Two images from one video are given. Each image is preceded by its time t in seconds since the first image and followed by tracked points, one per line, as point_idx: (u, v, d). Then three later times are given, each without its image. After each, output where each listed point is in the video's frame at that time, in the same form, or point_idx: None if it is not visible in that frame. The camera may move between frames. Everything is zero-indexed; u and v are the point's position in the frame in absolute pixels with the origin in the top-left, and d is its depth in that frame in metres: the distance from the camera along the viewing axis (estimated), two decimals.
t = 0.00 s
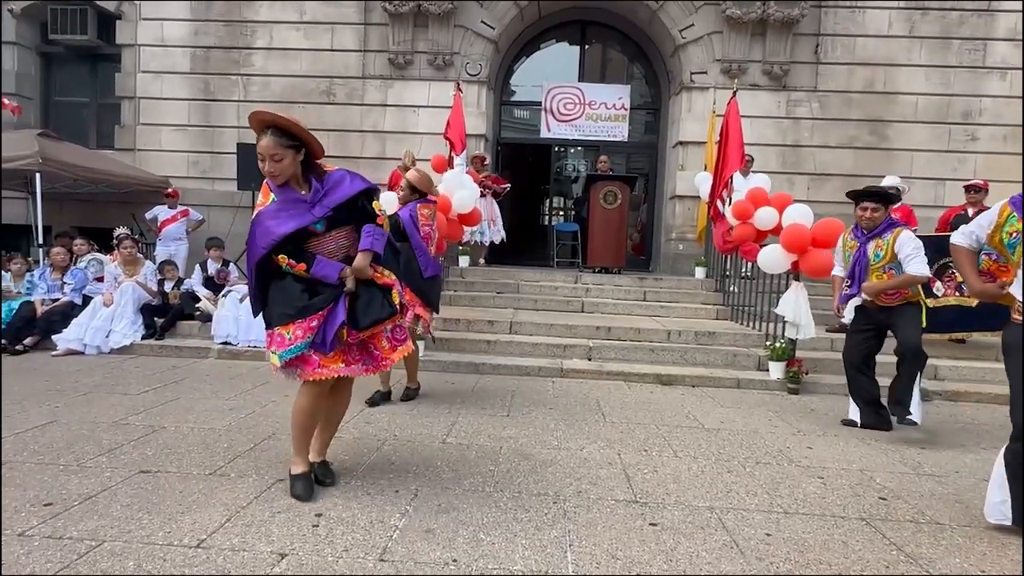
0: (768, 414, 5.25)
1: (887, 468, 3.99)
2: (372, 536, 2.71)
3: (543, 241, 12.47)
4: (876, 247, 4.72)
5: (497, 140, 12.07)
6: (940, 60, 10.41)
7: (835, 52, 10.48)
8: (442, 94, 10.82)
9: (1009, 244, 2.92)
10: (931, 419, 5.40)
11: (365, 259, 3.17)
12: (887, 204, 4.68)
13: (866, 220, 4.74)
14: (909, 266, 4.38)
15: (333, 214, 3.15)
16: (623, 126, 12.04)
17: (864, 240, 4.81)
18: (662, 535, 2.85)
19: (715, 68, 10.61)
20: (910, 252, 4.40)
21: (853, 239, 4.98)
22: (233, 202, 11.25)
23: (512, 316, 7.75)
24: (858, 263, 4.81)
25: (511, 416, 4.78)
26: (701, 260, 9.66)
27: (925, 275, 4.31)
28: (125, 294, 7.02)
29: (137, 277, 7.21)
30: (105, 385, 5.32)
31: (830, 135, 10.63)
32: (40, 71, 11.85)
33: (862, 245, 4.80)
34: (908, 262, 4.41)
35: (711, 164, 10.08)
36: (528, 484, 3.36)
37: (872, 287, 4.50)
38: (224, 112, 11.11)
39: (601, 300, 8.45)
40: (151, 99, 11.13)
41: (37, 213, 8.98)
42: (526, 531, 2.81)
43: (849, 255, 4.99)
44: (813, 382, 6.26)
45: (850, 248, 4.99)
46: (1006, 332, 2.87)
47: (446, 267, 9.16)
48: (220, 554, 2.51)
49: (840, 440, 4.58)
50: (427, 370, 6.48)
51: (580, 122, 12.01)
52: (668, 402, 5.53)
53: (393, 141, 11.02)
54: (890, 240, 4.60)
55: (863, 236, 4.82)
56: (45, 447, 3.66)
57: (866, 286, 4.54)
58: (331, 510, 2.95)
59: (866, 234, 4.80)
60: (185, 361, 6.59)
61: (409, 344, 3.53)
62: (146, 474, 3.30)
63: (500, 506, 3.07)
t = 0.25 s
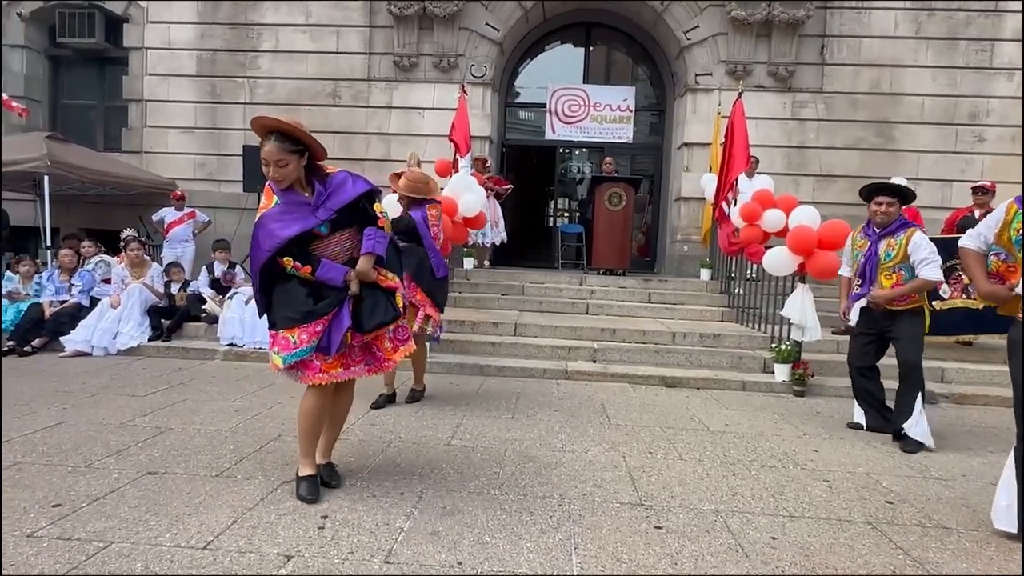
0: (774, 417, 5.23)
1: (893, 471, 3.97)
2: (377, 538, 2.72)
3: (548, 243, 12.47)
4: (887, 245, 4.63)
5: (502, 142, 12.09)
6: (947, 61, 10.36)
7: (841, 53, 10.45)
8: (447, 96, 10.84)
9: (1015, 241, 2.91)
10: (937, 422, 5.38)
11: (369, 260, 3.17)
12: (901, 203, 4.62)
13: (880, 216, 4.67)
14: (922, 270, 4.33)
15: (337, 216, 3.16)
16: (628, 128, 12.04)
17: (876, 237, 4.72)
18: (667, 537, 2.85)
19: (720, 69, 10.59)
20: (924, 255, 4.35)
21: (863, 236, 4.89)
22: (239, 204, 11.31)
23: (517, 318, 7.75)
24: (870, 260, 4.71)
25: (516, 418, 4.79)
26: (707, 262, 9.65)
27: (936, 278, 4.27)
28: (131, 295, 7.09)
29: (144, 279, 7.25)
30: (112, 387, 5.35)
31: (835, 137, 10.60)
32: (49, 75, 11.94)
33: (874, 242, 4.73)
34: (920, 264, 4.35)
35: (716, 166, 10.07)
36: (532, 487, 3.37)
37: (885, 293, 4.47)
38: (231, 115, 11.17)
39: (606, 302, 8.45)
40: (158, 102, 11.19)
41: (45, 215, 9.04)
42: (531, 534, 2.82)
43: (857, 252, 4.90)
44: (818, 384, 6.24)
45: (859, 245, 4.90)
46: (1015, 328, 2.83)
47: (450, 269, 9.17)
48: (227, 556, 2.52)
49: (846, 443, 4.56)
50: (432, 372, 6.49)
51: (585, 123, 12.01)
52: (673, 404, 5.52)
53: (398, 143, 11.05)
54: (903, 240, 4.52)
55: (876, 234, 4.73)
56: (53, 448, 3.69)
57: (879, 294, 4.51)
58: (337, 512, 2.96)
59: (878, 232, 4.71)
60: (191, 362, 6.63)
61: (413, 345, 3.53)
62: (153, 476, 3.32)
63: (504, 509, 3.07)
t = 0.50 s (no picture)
0: (777, 417, 5.23)
1: (896, 471, 3.96)
2: (380, 538, 2.72)
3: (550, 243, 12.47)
4: (905, 225, 4.55)
5: (504, 143, 12.10)
6: (950, 61, 10.34)
7: (843, 53, 10.44)
8: (449, 97, 10.85)
9: None
10: (940, 423, 5.37)
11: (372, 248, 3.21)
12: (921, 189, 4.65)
13: (903, 193, 4.62)
14: (940, 251, 4.25)
15: (343, 207, 3.20)
16: (630, 129, 12.04)
17: (894, 217, 4.63)
18: (668, 538, 2.85)
19: (722, 70, 10.58)
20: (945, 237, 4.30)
21: (875, 216, 4.79)
22: (242, 205, 11.34)
23: (519, 318, 7.76)
24: (888, 237, 4.58)
25: (519, 418, 4.79)
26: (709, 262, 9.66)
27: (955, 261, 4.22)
28: (135, 296, 7.11)
29: (148, 280, 7.27)
30: (116, 387, 5.37)
31: (838, 137, 10.58)
32: (53, 76, 11.99)
33: (891, 221, 4.62)
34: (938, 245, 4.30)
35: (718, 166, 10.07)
36: (534, 487, 3.37)
37: (913, 291, 4.30)
38: (233, 116, 11.19)
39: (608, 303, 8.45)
40: (161, 103, 11.23)
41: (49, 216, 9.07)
42: (533, 534, 2.82)
43: (868, 231, 4.77)
44: (821, 384, 6.23)
45: (870, 225, 4.78)
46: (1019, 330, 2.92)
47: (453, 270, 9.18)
48: (230, 555, 2.53)
49: (848, 444, 4.55)
50: (434, 372, 6.50)
51: (587, 124, 12.02)
52: (676, 405, 5.51)
53: (401, 143, 11.07)
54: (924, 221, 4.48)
55: (894, 213, 4.64)
56: (57, 448, 3.71)
57: (906, 293, 4.34)
58: (339, 512, 2.97)
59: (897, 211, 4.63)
60: (195, 363, 6.65)
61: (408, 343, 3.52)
62: (157, 475, 3.34)
63: (506, 509, 3.08)
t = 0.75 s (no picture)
0: (777, 417, 5.23)
1: (896, 471, 3.96)
2: (379, 538, 2.73)
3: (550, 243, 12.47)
4: (916, 223, 4.58)
5: (504, 143, 12.10)
6: (950, 61, 10.34)
7: (843, 53, 10.43)
8: (449, 97, 10.85)
9: None
10: (940, 422, 5.37)
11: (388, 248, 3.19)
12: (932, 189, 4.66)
13: (913, 192, 4.63)
14: (956, 253, 4.33)
15: (347, 204, 3.21)
16: (630, 129, 12.04)
17: (904, 216, 4.65)
18: (667, 537, 2.85)
19: (722, 70, 10.58)
20: (958, 236, 4.37)
21: (884, 216, 4.80)
22: (242, 206, 11.35)
23: (519, 318, 7.77)
24: (902, 235, 4.57)
25: (519, 418, 4.80)
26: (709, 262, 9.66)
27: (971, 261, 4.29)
28: (136, 297, 7.12)
29: (148, 281, 7.28)
30: (116, 388, 5.38)
31: (838, 136, 10.58)
32: (53, 77, 12.00)
33: (901, 219, 4.64)
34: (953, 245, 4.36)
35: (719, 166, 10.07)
36: (534, 487, 3.38)
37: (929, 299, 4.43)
38: (234, 117, 11.20)
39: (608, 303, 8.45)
40: (162, 104, 11.24)
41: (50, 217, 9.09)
42: (532, 534, 2.82)
43: (878, 230, 4.76)
44: (821, 384, 6.23)
45: (880, 224, 4.77)
46: None
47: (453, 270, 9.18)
48: (229, 556, 2.54)
49: (848, 444, 4.55)
50: (434, 372, 6.50)
51: (587, 124, 12.02)
52: (675, 405, 5.51)
53: (401, 144, 11.07)
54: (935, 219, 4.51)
55: (905, 212, 4.67)
56: (58, 449, 3.71)
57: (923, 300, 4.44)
58: (338, 512, 2.97)
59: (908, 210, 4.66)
60: (195, 363, 6.65)
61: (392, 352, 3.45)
62: (157, 476, 3.34)
63: (506, 509, 3.08)
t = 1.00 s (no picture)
0: (774, 417, 5.24)
1: (893, 471, 3.97)
2: (377, 540, 2.73)
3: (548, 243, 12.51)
4: (915, 227, 4.60)
5: (502, 143, 12.11)
6: (947, 61, 10.36)
7: (840, 53, 10.45)
8: (447, 98, 10.86)
9: None
10: (937, 422, 5.38)
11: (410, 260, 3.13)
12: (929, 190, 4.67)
13: (913, 195, 4.64)
14: (947, 259, 4.45)
15: (329, 212, 3.17)
16: (628, 129, 12.06)
17: (904, 219, 4.65)
18: (665, 538, 2.86)
19: (720, 70, 10.60)
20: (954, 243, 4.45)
21: (882, 217, 4.78)
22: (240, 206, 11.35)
23: (518, 319, 7.77)
24: (903, 241, 4.57)
25: (517, 419, 4.80)
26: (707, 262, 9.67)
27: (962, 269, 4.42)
28: (133, 298, 7.12)
29: (146, 282, 7.28)
30: (114, 389, 5.37)
31: (835, 136, 10.60)
32: (50, 78, 11.98)
33: (901, 223, 4.63)
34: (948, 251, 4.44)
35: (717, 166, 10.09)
36: (532, 488, 3.38)
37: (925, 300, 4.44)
38: (231, 117, 11.19)
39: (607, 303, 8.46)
40: (159, 105, 11.22)
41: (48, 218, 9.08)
42: (531, 535, 2.83)
43: (876, 233, 4.75)
44: (819, 384, 6.24)
45: (878, 226, 4.75)
46: None
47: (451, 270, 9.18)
48: (227, 558, 2.54)
49: (846, 444, 4.56)
50: (432, 373, 6.50)
51: (585, 125, 12.03)
52: (673, 405, 5.52)
53: (399, 144, 11.07)
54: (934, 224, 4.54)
55: (904, 216, 4.66)
56: (55, 451, 3.71)
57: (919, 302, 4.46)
58: (337, 514, 2.97)
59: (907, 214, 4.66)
60: (193, 365, 6.65)
61: (356, 371, 3.24)
62: (155, 478, 3.34)
63: (504, 510, 3.09)
